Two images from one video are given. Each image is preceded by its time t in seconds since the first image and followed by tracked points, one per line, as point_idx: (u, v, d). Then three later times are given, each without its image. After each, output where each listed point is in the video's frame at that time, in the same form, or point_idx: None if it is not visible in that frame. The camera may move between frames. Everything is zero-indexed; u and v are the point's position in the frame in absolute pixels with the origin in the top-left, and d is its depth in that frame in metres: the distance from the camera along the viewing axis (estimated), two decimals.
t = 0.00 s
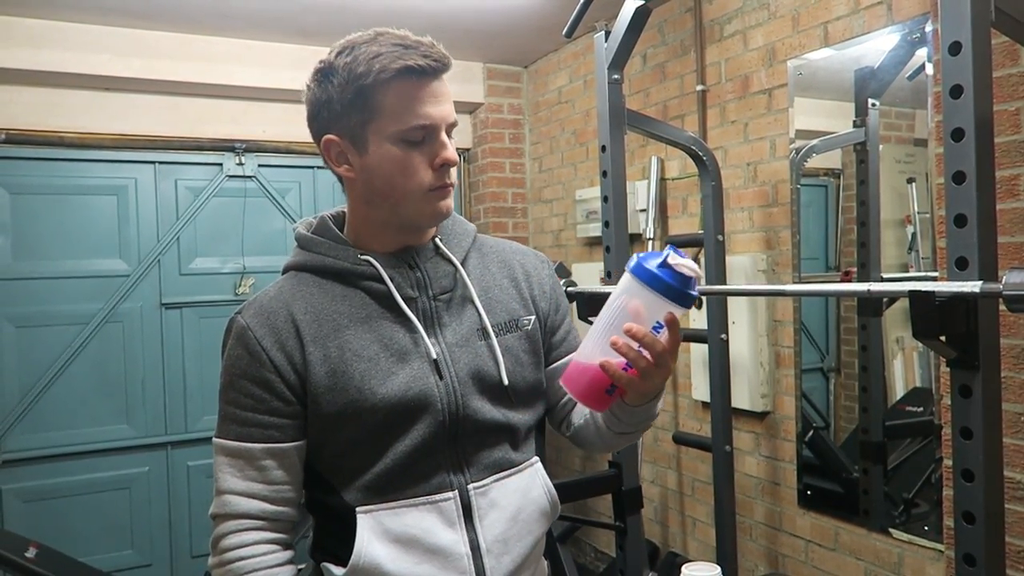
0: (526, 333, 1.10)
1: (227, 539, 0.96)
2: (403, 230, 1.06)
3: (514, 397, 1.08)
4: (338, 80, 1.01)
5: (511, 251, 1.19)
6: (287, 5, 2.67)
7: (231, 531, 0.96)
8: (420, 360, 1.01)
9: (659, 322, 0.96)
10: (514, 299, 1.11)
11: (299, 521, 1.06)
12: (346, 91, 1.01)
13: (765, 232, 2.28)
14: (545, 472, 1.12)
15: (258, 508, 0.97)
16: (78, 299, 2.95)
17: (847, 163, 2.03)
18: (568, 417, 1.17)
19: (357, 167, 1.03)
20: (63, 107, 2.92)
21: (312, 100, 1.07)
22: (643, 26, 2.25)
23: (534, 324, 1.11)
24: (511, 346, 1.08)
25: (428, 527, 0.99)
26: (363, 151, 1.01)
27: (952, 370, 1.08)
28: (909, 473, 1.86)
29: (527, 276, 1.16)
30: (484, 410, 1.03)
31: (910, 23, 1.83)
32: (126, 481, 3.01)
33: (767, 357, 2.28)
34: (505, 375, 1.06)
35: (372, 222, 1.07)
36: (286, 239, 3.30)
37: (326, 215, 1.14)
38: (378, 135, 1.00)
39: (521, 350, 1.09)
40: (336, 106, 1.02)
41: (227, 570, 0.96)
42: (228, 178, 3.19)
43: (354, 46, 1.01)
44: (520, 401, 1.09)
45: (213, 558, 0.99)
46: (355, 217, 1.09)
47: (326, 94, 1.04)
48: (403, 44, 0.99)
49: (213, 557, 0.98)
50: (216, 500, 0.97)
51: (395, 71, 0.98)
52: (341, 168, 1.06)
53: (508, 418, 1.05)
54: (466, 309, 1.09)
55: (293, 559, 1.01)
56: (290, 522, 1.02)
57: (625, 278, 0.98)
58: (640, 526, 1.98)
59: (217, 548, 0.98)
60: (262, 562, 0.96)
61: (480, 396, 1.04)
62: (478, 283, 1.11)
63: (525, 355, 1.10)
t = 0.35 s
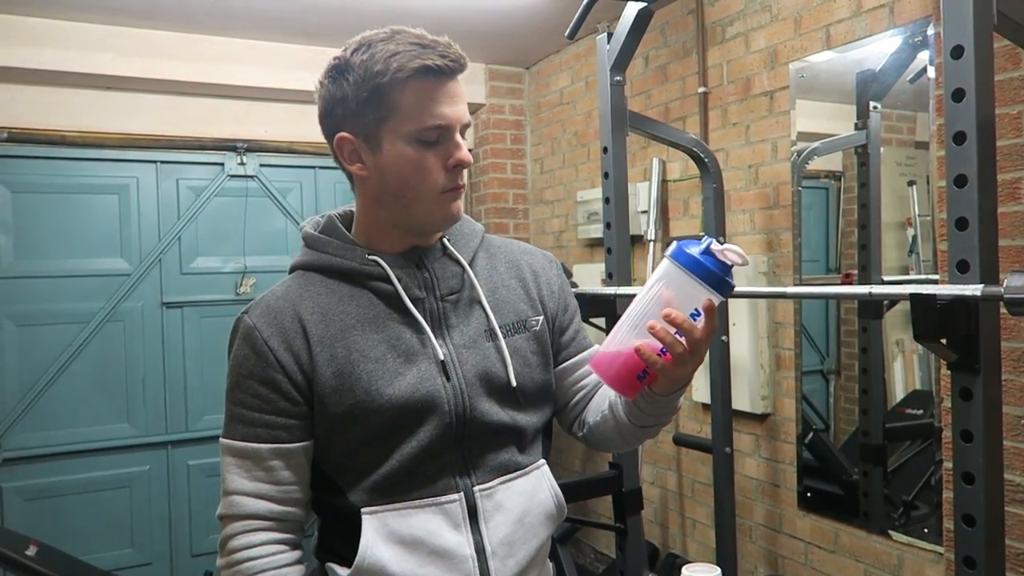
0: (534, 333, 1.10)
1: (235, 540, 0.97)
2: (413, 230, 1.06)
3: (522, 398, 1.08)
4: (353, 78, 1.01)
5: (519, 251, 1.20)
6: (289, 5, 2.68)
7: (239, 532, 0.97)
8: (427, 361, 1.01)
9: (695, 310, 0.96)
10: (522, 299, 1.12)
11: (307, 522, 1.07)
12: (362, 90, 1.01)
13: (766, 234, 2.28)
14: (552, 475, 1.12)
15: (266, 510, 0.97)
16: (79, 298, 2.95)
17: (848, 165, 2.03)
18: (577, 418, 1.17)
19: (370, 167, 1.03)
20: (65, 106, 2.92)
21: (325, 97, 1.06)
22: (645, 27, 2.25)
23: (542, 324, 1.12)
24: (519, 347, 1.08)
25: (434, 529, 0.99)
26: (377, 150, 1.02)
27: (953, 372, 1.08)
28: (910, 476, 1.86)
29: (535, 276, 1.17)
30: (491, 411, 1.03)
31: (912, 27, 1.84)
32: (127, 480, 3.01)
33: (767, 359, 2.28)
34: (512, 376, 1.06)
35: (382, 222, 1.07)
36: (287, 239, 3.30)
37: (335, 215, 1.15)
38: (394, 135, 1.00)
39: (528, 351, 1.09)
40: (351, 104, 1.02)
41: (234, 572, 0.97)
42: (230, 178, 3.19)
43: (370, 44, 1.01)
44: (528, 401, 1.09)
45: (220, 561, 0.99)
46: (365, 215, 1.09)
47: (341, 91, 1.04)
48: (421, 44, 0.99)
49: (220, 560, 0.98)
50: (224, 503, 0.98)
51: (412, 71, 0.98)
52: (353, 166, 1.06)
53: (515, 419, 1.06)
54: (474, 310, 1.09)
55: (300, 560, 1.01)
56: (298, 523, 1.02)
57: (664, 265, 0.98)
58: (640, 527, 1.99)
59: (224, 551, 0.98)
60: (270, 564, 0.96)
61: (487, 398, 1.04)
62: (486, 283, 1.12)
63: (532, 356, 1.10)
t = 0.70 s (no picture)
0: (532, 336, 1.11)
1: (231, 543, 0.97)
2: (413, 235, 1.07)
3: (521, 402, 1.08)
4: (352, 84, 1.02)
5: (518, 255, 1.20)
6: (290, 10, 2.69)
7: (235, 535, 0.97)
8: (426, 365, 1.02)
9: (694, 309, 0.96)
10: (520, 301, 1.12)
11: (303, 526, 1.06)
12: (361, 95, 1.01)
13: (765, 239, 2.29)
14: (549, 479, 1.12)
15: (263, 513, 0.97)
16: (79, 301, 2.95)
17: (847, 170, 2.04)
18: (575, 421, 1.18)
19: (369, 171, 1.04)
20: (66, 110, 2.93)
21: (324, 102, 1.07)
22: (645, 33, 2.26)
23: (541, 327, 1.12)
24: (518, 350, 1.09)
25: (432, 533, 1.00)
26: (375, 155, 1.02)
27: (951, 378, 1.08)
28: (909, 481, 1.86)
29: (534, 278, 1.17)
30: (490, 415, 1.04)
31: (911, 33, 1.84)
32: (126, 484, 3.01)
33: (766, 363, 2.28)
34: (511, 379, 1.06)
35: (381, 227, 1.08)
36: (287, 243, 3.30)
37: (334, 218, 1.15)
38: (392, 140, 1.00)
39: (527, 354, 1.10)
40: (350, 109, 1.03)
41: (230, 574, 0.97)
42: (230, 182, 3.19)
43: (370, 50, 1.01)
44: (527, 404, 1.09)
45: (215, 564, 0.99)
46: (365, 220, 1.09)
47: (340, 96, 1.04)
48: (421, 51, 1.00)
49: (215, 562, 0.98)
50: (219, 505, 0.98)
51: (411, 76, 0.98)
52: (352, 171, 1.07)
53: (513, 423, 1.06)
54: (473, 314, 1.09)
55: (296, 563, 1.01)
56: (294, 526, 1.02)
57: (664, 264, 0.98)
58: (639, 532, 1.98)
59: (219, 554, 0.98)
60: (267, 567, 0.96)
61: (486, 402, 1.04)
62: (485, 286, 1.12)
63: (530, 359, 1.10)
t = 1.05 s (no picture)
0: (527, 336, 1.11)
1: (231, 544, 0.97)
2: (409, 240, 1.07)
3: (517, 402, 1.09)
4: (349, 89, 1.02)
5: (513, 256, 1.20)
6: (290, 13, 2.70)
7: (234, 537, 0.97)
8: (422, 365, 1.02)
9: (688, 306, 0.97)
10: (515, 302, 1.13)
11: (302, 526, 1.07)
12: (358, 100, 1.01)
13: (765, 241, 2.29)
14: (545, 480, 1.12)
15: (262, 513, 0.97)
16: (79, 304, 2.95)
17: (847, 172, 2.04)
18: (571, 421, 1.18)
19: (366, 176, 1.04)
20: (67, 113, 2.93)
21: (322, 107, 1.07)
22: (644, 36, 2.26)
23: (536, 327, 1.12)
24: (513, 350, 1.09)
25: (429, 534, 1.00)
26: (371, 159, 1.02)
27: (950, 379, 1.08)
28: (909, 483, 1.87)
29: (528, 279, 1.18)
30: (487, 415, 1.04)
31: (910, 35, 1.85)
32: (125, 487, 3.01)
33: (766, 365, 2.28)
34: (507, 379, 1.06)
35: (378, 231, 1.08)
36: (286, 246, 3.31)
37: (330, 222, 1.15)
38: (388, 144, 1.00)
39: (523, 354, 1.10)
40: (346, 114, 1.03)
41: None
42: (230, 184, 3.20)
43: (366, 56, 1.02)
44: (523, 404, 1.10)
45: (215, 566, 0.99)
46: (362, 225, 1.10)
47: (336, 102, 1.04)
48: (416, 56, 1.00)
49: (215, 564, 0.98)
50: (218, 508, 0.98)
51: (407, 82, 0.98)
52: (348, 176, 1.07)
53: (509, 423, 1.06)
54: (468, 314, 1.10)
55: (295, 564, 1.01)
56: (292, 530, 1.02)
57: (654, 264, 0.99)
58: (639, 534, 1.98)
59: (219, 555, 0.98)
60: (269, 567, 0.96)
61: (482, 401, 1.04)
62: (480, 288, 1.13)
63: (526, 358, 1.10)
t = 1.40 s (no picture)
0: (520, 339, 1.12)
1: (230, 546, 0.97)
2: (407, 237, 1.07)
3: (510, 405, 1.09)
4: (343, 90, 1.03)
5: (504, 261, 1.21)
6: (291, 15, 2.70)
7: (232, 539, 0.97)
8: (418, 370, 1.02)
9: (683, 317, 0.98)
10: (508, 306, 1.13)
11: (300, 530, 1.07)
12: (352, 100, 1.02)
13: (764, 245, 2.30)
14: (538, 479, 1.13)
15: (258, 514, 0.97)
16: (78, 305, 2.95)
17: (846, 176, 2.05)
18: (561, 425, 1.18)
19: (364, 175, 1.04)
20: (68, 114, 2.94)
21: (317, 113, 1.08)
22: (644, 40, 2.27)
23: (528, 331, 1.13)
24: (507, 354, 1.10)
25: (425, 533, 1.00)
26: (369, 157, 1.03)
27: (948, 384, 1.09)
28: (907, 486, 1.87)
29: (520, 283, 1.19)
30: (482, 418, 1.05)
31: (909, 40, 1.86)
32: (123, 487, 3.01)
33: (765, 369, 2.29)
34: (501, 383, 1.07)
35: (377, 230, 1.07)
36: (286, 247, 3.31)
37: (324, 227, 1.15)
38: (384, 141, 1.01)
39: (516, 357, 1.11)
40: (342, 114, 1.04)
41: None
42: (230, 185, 3.20)
43: (359, 57, 1.03)
44: (516, 407, 1.11)
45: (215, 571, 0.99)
46: (359, 226, 1.10)
47: (332, 104, 1.05)
48: (408, 55, 1.02)
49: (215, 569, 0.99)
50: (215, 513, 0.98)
51: (402, 78, 1.00)
52: (345, 177, 1.07)
53: (503, 425, 1.07)
54: (462, 319, 1.10)
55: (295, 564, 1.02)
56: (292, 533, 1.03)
57: (639, 280, 1.00)
58: (638, 536, 1.99)
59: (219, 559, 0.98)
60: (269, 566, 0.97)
61: (476, 404, 1.05)
62: (474, 293, 1.13)
63: (519, 362, 1.11)
